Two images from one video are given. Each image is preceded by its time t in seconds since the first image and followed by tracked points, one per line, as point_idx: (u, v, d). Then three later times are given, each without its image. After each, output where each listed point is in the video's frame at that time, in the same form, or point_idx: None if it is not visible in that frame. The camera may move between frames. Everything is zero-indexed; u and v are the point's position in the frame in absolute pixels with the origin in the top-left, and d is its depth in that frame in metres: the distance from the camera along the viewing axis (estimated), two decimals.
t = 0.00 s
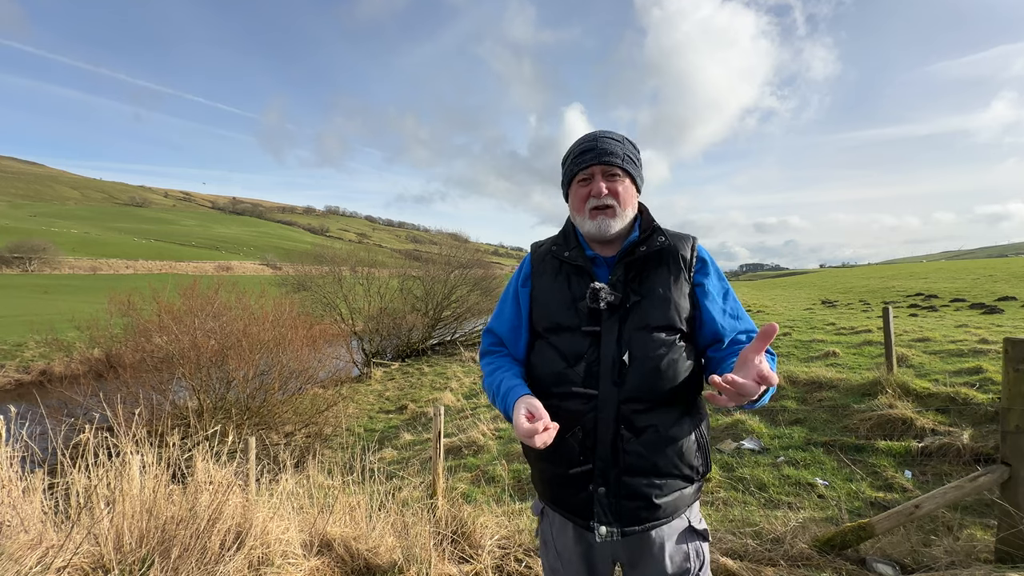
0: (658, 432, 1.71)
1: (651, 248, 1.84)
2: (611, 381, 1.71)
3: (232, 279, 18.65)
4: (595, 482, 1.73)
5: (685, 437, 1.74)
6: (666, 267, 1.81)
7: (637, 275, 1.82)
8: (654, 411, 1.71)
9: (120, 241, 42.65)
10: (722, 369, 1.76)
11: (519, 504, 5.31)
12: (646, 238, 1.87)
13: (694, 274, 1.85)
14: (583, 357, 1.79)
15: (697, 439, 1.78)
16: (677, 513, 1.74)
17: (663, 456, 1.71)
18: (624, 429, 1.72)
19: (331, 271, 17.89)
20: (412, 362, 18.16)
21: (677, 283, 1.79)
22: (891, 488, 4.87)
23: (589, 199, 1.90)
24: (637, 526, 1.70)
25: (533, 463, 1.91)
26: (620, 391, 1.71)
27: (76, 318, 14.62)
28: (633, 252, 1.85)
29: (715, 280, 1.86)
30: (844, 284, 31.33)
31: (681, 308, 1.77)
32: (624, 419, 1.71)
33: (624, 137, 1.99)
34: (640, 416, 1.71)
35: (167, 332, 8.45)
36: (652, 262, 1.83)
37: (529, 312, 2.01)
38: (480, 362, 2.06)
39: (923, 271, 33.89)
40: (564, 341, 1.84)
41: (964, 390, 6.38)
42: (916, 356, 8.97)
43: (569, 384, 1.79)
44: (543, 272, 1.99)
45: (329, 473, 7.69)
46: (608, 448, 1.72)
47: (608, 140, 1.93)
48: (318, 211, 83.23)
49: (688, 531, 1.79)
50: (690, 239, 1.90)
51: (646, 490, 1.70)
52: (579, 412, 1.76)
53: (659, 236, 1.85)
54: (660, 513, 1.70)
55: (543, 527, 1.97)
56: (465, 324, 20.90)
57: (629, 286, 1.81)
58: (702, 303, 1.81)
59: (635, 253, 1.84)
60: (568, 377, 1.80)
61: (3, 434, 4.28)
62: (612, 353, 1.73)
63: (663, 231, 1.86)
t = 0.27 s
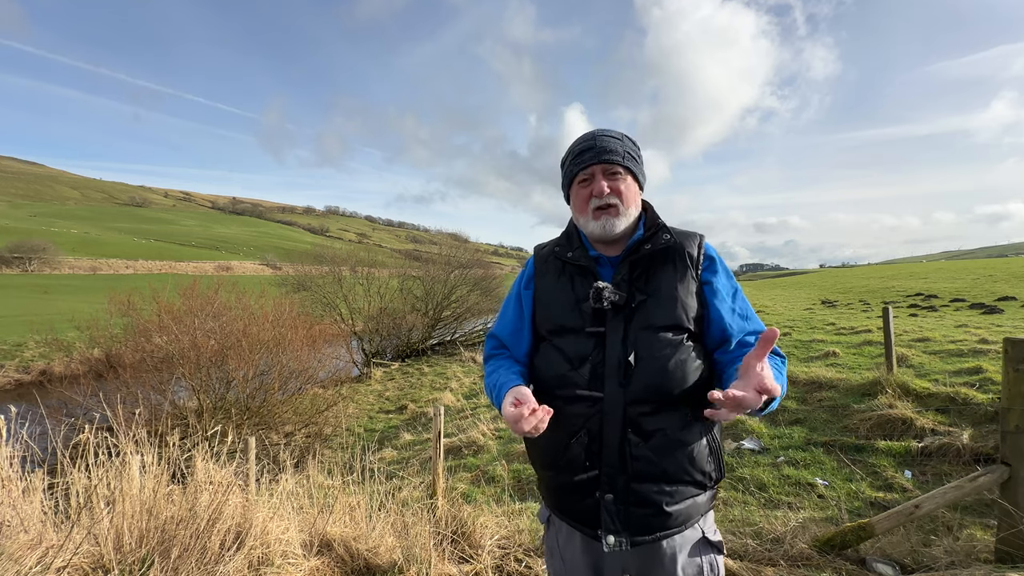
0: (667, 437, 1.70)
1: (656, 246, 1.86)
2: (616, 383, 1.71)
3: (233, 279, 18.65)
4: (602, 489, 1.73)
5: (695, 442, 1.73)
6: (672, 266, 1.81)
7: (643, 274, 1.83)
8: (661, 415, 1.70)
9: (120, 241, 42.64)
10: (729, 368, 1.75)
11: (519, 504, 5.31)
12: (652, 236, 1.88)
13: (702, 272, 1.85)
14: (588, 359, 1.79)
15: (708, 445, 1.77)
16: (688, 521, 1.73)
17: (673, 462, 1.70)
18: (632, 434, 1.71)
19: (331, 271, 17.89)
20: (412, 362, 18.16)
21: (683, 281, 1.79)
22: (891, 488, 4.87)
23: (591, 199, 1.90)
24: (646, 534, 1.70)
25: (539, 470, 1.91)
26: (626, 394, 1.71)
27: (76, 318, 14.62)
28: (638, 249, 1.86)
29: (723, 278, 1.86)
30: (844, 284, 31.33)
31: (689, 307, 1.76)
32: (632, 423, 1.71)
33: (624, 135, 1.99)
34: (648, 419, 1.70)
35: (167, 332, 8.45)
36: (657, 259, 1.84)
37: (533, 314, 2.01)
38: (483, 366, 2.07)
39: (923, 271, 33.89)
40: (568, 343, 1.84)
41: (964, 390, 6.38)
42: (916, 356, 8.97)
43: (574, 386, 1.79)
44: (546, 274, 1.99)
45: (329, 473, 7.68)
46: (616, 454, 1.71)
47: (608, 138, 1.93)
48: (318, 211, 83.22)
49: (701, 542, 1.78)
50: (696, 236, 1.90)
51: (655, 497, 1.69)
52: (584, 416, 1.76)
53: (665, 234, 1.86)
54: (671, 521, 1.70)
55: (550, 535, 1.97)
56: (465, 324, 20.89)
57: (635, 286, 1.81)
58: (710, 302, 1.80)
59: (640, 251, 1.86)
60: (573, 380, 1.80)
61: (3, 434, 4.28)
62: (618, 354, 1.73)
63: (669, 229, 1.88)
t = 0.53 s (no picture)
0: (673, 439, 1.69)
1: (659, 245, 1.85)
2: (620, 385, 1.71)
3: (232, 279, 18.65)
4: (607, 494, 1.72)
5: (702, 446, 1.71)
6: (676, 266, 1.81)
7: (646, 274, 1.83)
8: (667, 417, 1.69)
9: (120, 241, 42.62)
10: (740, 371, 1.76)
11: (519, 503, 5.32)
12: (655, 235, 1.88)
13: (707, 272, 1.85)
14: (591, 361, 1.78)
15: (715, 449, 1.75)
16: (697, 528, 1.70)
17: (679, 466, 1.68)
18: (637, 437, 1.71)
19: (331, 271, 17.89)
20: (412, 362, 18.16)
21: (688, 281, 1.78)
22: (891, 488, 4.87)
23: (594, 198, 1.90)
24: (654, 542, 1.67)
25: (542, 475, 1.91)
26: (631, 395, 1.70)
27: (76, 318, 14.61)
28: (642, 248, 1.87)
29: (729, 277, 1.86)
30: (844, 285, 31.33)
31: (693, 307, 1.76)
32: (636, 425, 1.71)
33: (627, 133, 1.99)
34: (653, 422, 1.70)
35: (167, 332, 8.45)
36: (661, 259, 1.84)
37: (535, 317, 2.01)
38: (485, 370, 2.07)
39: (923, 271, 33.90)
40: (571, 345, 1.84)
41: (963, 390, 6.38)
42: (916, 356, 8.97)
43: (578, 389, 1.80)
44: (548, 276, 2.00)
45: (329, 472, 7.69)
46: (620, 458, 1.70)
47: (611, 136, 1.94)
48: (318, 211, 83.22)
49: (713, 549, 1.76)
50: (701, 235, 1.89)
51: (663, 503, 1.67)
52: (588, 419, 1.76)
53: (668, 233, 1.86)
54: (679, 527, 1.67)
55: (555, 542, 1.97)
56: (465, 324, 20.90)
57: (639, 286, 1.81)
58: (715, 301, 1.80)
59: (644, 250, 1.86)
60: (576, 382, 1.80)
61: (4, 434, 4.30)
62: (621, 356, 1.73)
63: (672, 228, 1.87)
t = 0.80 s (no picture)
0: (672, 436, 1.68)
1: (659, 242, 1.86)
2: (619, 380, 1.71)
3: (233, 279, 18.65)
4: (605, 490, 1.72)
5: (702, 443, 1.71)
6: (676, 262, 1.81)
7: (646, 271, 1.83)
8: (666, 413, 1.69)
9: (120, 241, 42.62)
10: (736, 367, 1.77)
11: (519, 503, 5.32)
12: (655, 232, 1.89)
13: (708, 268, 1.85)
14: (591, 356, 1.79)
15: (716, 447, 1.74)
16: (697, 525, 1.69)
17: (678, 462, 1.67)
18: (636, 433, 1.70)
19: (331, 271, 17.89)
20: (412, 362, 18.16)
21: (688, 277, 1.78)
22: (891, 488, 4.87)
23: (595, 198, 1.90)
24: (652, 539, 1.66)
25: (542, 473, 1.90)
26: (629, 391, 1.70)
27: (76, 318, 14.61)
28: (642, 245, 1.87)
29: (730, 275, 1.85)
30: (844, 285, 31.33)
31: (693, 303, 1.76)
32: (635, 421, 1.70)
33: (627, 131, 1.99)
34: (652, 418, 1.69)
35: (166, 332, 8.45)
36: (661, 255, 1.84)
37: (535, 314, 2.01)
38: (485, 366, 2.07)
39: (923, 271, 33.91)
40: (571, 341, 1.84)
41: (963, 390, 6.38)
42: (916, 356, 8.97)
43: (577, 385, 1.80)
44: (549, 273, 2.00)
45: (329, 472, 7.70)
46: (619, 454, 1.70)
47: (611, 136, 1.93)
48: (318, 211, 83.24)
49: (714, 549, 1.75)
50: (701, 232, 1.90)
51: (661, 499, 1.66)
52: (587, 414, 1.76)
53: (668, 229, 1.86)
54: (677, 525, 1.66)
55: (555, 542, 1.97)
56: (465, 324, 20.90)
57: (638, 283, 1.81)
58: (715, 298, 1.80)
59: (644, 246, 1.87)
60: (575, 378, 1.80)
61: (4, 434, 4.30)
62: (620, 351, 1.73)
63: (673, 225, 1.87)
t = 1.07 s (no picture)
0: (659, 436, 1.68)
1: (651, 245, 1.85)
2: (608, 381, 1.71)
3: (233, 279, 18.64)
4: (592, 486, 1.72)
5: (688, 442, 1.70)
6: (668, 266, 1.81)
7: (638, 274, 1.83)
8: (653, 414, 1.69)
9: (120, 241, 42.62)
10: (727, 371, 1.74)
11: (519, 503, 5.31)
12: (648, 236, 1.88)
13: (699, 272, 1.84)
14: (582, 357, 1.79)
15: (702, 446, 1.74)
16: (681, 521, 1.70)
17: (664, 462, 1.67)
18: (623, 432, 1.70)
19: (331, 271, 17.88)
20: (412, 362, 18.16)
21: (679, 282, 1.78)
22: (891, 488, 4.87)
23: (592, 195, 1.90)
24: (636, 533, 1.67)
25: (533, 467, 1.92)
26: (618, 391, 1.71)
27: (76, 318, 14.60)
28: (635, 248, 1.86)
29: (721, 278, 1.84)
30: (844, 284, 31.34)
31: (683, 306, 1.76)
32: (623, 421, 1.71)
33: (627, 133, 2.00)
34: (640, 418, 1.69)
35: (167, 332, 8.44)
36: (654, 259, 1.83)
37: (530, 313, 2.02)
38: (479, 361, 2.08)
39: (923, 271, 33.93)
40: (563, 342, 1.85)
41: (963, 390, 6.38)
42: (916, 356, 8.98)
43: (568, 384, 1.80)
44: (545, 273, 2.00)
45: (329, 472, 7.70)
46: (606, 451, 1.71)
47: (611, 135, 1.94)
48: (318, 211, 83.24)
49: (700, 544, 1.74)
50: (695, 236, 1.89)
51: (646, 496, 1.67)
52: (577, 413, 1.77)
53: (660, 233, 1.85)
54: (661, 521, 1.67)
55: (545, 534, 1.98)
56: (465, 324, 20.90)
57: (630, 286, 1.81)
58: (706, 302, 1.79)
59: (636, 250, 1.85)
60: (566, 378, 1.81)
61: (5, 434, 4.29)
62: (611, 353, 1.74)
63: (666, 228, 1.87)
